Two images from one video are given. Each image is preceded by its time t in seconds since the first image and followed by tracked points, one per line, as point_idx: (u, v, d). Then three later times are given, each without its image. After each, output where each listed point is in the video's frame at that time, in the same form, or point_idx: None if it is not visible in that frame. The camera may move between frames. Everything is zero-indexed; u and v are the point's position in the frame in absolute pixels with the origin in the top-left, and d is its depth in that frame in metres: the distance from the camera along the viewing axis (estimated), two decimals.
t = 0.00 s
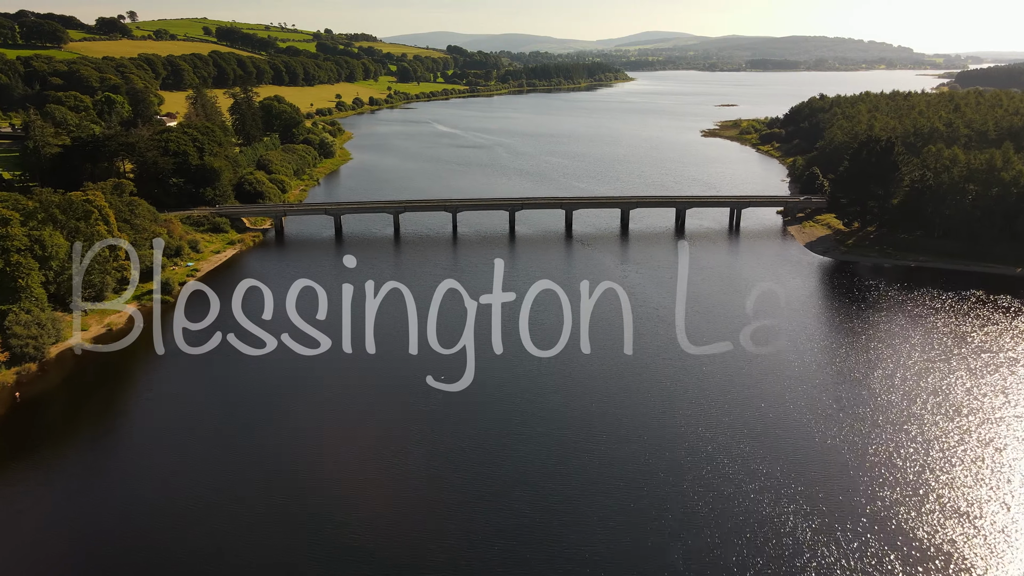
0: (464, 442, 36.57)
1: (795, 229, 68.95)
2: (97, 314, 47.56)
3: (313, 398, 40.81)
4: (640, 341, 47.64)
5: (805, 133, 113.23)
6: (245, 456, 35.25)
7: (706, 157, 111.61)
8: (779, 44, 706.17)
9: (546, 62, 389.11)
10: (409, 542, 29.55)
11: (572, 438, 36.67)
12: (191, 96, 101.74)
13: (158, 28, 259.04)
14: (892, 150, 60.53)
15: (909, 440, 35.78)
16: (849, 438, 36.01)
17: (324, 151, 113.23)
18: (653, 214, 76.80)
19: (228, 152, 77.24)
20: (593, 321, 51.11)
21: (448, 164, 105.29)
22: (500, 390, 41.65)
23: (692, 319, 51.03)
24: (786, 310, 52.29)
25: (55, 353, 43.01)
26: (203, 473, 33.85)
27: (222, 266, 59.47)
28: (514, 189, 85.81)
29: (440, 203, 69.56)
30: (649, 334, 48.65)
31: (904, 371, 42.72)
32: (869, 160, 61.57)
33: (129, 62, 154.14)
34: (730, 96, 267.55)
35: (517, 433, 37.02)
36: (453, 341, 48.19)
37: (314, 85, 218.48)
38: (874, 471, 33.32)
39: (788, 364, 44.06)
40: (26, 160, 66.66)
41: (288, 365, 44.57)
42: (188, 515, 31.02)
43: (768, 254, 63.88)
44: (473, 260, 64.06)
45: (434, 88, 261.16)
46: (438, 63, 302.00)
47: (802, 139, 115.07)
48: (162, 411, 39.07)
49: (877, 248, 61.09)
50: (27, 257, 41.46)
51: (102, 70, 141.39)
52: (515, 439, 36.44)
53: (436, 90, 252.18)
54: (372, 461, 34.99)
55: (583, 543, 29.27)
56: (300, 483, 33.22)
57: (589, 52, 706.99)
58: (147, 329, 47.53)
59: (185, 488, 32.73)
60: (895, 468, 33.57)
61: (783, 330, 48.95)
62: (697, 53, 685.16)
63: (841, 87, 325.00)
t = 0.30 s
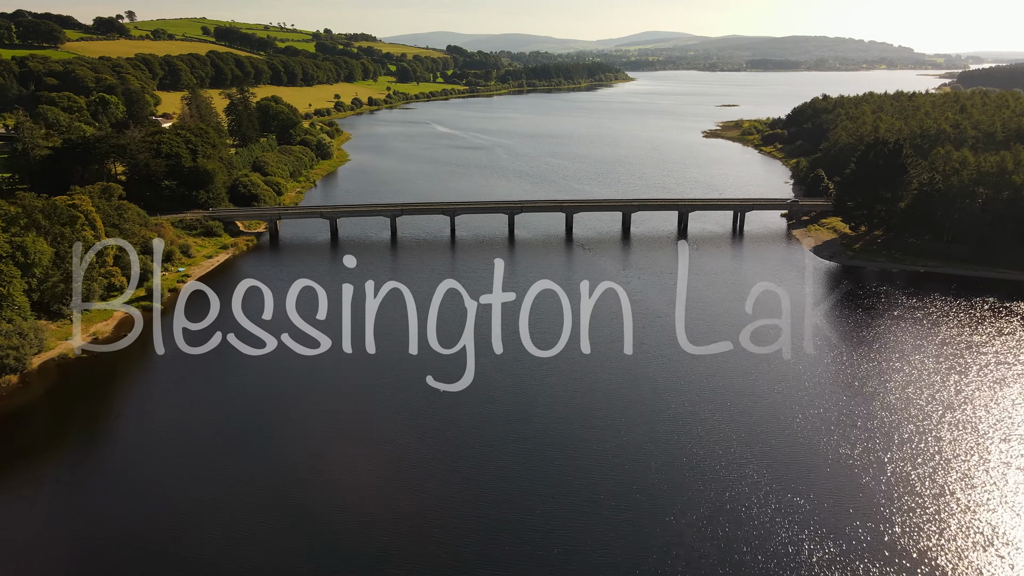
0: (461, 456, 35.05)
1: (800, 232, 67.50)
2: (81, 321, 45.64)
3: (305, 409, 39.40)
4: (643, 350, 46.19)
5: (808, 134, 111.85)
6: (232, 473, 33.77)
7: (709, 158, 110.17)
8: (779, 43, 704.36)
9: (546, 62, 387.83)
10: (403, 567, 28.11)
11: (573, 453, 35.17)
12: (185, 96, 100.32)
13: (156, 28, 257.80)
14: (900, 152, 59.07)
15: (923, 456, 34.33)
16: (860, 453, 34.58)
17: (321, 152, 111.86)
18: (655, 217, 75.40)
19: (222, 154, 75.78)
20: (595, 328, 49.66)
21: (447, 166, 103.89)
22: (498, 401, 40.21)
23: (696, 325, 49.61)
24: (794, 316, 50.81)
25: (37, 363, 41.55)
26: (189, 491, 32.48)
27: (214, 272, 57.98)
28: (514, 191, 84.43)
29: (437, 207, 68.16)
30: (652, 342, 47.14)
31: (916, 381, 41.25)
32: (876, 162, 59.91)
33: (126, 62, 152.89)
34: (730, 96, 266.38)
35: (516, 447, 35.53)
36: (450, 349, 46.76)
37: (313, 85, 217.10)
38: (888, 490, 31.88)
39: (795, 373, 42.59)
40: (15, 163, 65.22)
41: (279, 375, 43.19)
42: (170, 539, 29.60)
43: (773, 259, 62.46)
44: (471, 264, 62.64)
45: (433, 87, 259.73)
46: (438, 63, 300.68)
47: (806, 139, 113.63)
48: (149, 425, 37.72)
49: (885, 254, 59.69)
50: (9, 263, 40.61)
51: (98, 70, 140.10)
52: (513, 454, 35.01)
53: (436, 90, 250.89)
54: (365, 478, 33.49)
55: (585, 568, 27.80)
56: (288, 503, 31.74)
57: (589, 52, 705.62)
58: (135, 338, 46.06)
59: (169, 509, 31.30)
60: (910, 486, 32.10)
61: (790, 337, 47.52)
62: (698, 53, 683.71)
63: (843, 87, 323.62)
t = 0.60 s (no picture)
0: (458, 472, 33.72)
1: (805, 236, 66.16)
2: (66, 329, 44.50)
3: (296, 422, 38.03)
4: (646, 358, 44.84)
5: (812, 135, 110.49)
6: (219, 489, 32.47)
7: (711, 159, 108.95)
8: (780, 43, 703.07)
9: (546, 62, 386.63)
10: None
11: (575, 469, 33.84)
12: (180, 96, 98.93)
13: (155, 28, 256.36)
14: (909, 154, 57.90)
15: (938, 473, 32.88)
16: (873, 471, 33.11)
17: (318, 153, 110.53)
18: (657, 220, 74.08)
19: (216, 156, 74.52)
20: (595, 334, 48.37)
21: (445, 168, 102.63)
22: (497, 413, 38.80)
23: (700, 333, 48.15)
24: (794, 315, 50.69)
25: (19, 373, 40.23)
26: (175, 510, 31.14)
27: (206, 277, 56.62)
28: (513, 193, 83.17)
29: (435, 210, 66.85)
30: (654, 351, 45.82)
31: (929, 391, 39.75)
32: (884, 165, 58.70)
33: (122, 62, 151.60)
34: (731, 96, 265.19)
35: (515, 463, 34.21)
36: (447, 357, 45.38)
37: (312, 85, 215.83)
38: (893, 502, 30.94)
39: (803, 384, 41.14)
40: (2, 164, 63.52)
41: (272, 384, 41.90)
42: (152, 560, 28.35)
43: (778, 263, 61.10)
44: (469, 269, 61.29)
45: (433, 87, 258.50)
46: (437, 63, 299.44)
47: (809, 140, 112.35)
48: (136, 437, 36.53)
49: (892, 258, 58.42)
50: None
51: (94, 70, 138.79)
52: (513, 471, 33.63)
53: (435, 90, 249.61)
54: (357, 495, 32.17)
55: None
56: (276, 522, 30.44)
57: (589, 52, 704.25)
58: (122, 347, 44.77)
59: (152, 528, 30.04)
60: (922, 502, 30.92)
61: (797, 346, 46.07)
62: (698, 53, 682.39)
63: (844, 87, 321.95)
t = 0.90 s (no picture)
0: (455, 489, 32.25)
1: (811, 239, 64.85)
2: (50, 339, 43.10)
3: (288, 434, 36.73)
4: (649, 366, 43.58)
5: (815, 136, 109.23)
6: (206, 507, 31.02)
7: (713, 160, 107.71)
8: (780, 43, 701.63)
9: (546, 62, 385.62)
10: None
11: (578, 486, 32.45)
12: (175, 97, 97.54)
13: (153, 28, 254.98)
14: (917, 156, 56.55)
15: (953, 488, 31.85)
16: (885, 486, 32.05)
17: (315, 155, 109.18)
18: (659, 223, 72.81)
19: (210, 158, 73.28)
20: (597, 342, 47.10)
21: (445, 169, 101.36)
22: (496, 425, 37.51)
23: (704, 340, 46.89)
24: (794, 315, 50.49)
25: None
26: (160, 529, 29.83)
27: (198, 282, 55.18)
28: (513, 195, 81.85)
29: (433, 213, 65.53)
30: (657, 359, 44.54)
31: (941, 401, 38.69)
32: (892, 168, 57.32)
33: (119, 62, 150.28)
34: (732, 96, 264.04)
35: (516, 480, 32.81)
36: (444, 365, 44.08)
37: (310, 86, 214.60)
38: (895, 514, 30.23)
39: (810, 393, 40.03)
40: None
41: (263, 393, 40.56)
42: None
43: (783, 266, 59.86)
44: (468, 272, 60.04)
45: (433, 88, 257.25)
46: (437, 63, 298.35)
47: (812, 141, 111.10)
48: (121, 451, 35.10)
49: (901, 263, 57.05)
50: None
51: (90, 70, 137.49)
52: (513, 487, 32.35)
53: (434, 90, 248.37)
54: (350, 513, 30.72)
55: None
56: (265, 542, 29.04)
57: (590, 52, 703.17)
58: (107, 356, 43.25)
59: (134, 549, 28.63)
60: (925, 515, 30.16)
61: (804, 354, 44.93)
62: (698, 53, 681.22)
63: (845, 87, 320.73)
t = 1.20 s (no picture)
0: (450, 512, 30.91)
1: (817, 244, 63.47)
2: (33, 350, 41.77)
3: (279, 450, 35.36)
4: (653, 378, 42.12)
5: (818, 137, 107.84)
6: (190, 533, 29.74)
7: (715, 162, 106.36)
8: (781, 43, 700.07)
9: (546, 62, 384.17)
10: None
11: (578, 508, 31.08)
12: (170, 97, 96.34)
13: (151, 27, 253.49)
14: (927, 158, 55.23)
15: (968, 507, 30.76)
16: (897, 505, 30.94)
17: (313, 156, 107.82)
18: (662, 227, 71.41)
19: (204, 159, 71.77)
20: (599, 351, 45.67)
21: (443, 171, 99.99)
22: (493, 440, 36.13)
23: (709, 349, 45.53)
24: (794, 314, 50.44)
25: None
26: (141, 556, 28.54)
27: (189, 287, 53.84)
28: (512, 198, 80.52)
29: (431, 217, 64.11)
30: (661, 370, 43.12)
31: (952, 413, 37.69)
32: (901, 170, 56.07)
33: (115, 62, 148.90)
34: (733, 96, 262.36)
35: (514, 502, 31.46)
36: (440, 377, 42.70)
37: (309, 86, 213.22)
38: (907, 538, 28.98)
39: (817, 405, 38.91)
40: None
41: (253, 408, 39.16)
42: None
43: (790, 271, 58.50)
44: (464, 277, 58.72)
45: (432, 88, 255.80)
46: (437, 63, 296.97)
47: (815, 142, 109.76)
48: (103, 469, 33.77)
49: (910, 269, 55.66)
50: None
51: (86, 70, 136.08)
52: (511, 510, 31.02)
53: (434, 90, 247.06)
54: (340, 539, 29.39)
55: None
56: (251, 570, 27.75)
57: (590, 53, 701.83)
58: (92, 369, 41.89)
59: None
60: (938, 538, 28.92)
61: (809, 362, 43.83)
62: (698, 53, 679.85)
63: (846, 87, 319.18)
